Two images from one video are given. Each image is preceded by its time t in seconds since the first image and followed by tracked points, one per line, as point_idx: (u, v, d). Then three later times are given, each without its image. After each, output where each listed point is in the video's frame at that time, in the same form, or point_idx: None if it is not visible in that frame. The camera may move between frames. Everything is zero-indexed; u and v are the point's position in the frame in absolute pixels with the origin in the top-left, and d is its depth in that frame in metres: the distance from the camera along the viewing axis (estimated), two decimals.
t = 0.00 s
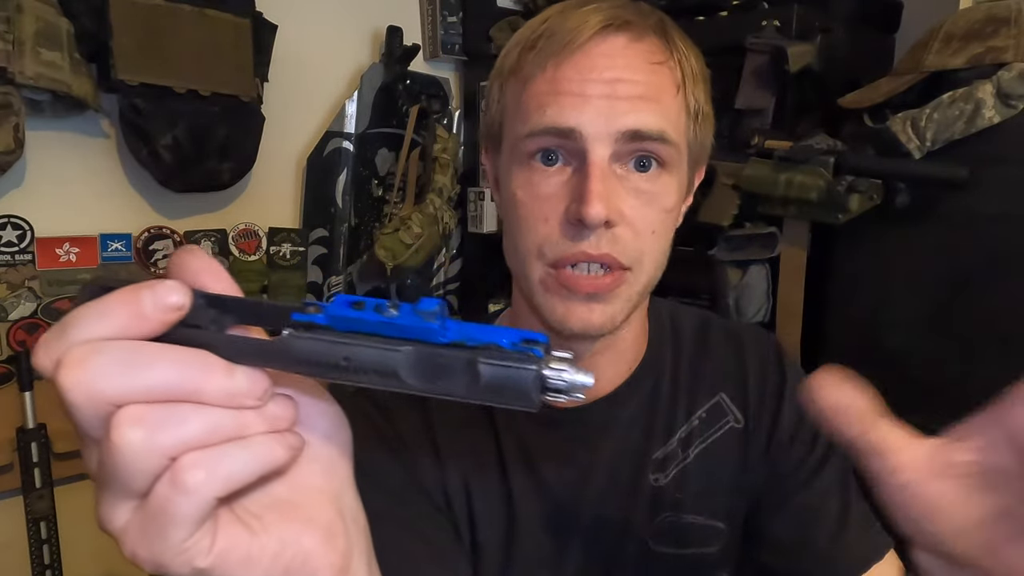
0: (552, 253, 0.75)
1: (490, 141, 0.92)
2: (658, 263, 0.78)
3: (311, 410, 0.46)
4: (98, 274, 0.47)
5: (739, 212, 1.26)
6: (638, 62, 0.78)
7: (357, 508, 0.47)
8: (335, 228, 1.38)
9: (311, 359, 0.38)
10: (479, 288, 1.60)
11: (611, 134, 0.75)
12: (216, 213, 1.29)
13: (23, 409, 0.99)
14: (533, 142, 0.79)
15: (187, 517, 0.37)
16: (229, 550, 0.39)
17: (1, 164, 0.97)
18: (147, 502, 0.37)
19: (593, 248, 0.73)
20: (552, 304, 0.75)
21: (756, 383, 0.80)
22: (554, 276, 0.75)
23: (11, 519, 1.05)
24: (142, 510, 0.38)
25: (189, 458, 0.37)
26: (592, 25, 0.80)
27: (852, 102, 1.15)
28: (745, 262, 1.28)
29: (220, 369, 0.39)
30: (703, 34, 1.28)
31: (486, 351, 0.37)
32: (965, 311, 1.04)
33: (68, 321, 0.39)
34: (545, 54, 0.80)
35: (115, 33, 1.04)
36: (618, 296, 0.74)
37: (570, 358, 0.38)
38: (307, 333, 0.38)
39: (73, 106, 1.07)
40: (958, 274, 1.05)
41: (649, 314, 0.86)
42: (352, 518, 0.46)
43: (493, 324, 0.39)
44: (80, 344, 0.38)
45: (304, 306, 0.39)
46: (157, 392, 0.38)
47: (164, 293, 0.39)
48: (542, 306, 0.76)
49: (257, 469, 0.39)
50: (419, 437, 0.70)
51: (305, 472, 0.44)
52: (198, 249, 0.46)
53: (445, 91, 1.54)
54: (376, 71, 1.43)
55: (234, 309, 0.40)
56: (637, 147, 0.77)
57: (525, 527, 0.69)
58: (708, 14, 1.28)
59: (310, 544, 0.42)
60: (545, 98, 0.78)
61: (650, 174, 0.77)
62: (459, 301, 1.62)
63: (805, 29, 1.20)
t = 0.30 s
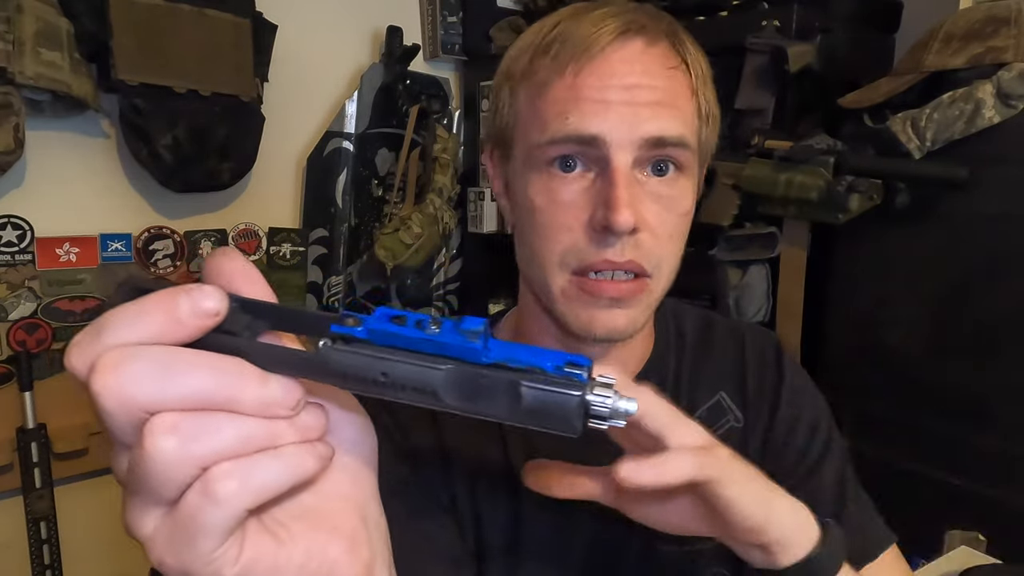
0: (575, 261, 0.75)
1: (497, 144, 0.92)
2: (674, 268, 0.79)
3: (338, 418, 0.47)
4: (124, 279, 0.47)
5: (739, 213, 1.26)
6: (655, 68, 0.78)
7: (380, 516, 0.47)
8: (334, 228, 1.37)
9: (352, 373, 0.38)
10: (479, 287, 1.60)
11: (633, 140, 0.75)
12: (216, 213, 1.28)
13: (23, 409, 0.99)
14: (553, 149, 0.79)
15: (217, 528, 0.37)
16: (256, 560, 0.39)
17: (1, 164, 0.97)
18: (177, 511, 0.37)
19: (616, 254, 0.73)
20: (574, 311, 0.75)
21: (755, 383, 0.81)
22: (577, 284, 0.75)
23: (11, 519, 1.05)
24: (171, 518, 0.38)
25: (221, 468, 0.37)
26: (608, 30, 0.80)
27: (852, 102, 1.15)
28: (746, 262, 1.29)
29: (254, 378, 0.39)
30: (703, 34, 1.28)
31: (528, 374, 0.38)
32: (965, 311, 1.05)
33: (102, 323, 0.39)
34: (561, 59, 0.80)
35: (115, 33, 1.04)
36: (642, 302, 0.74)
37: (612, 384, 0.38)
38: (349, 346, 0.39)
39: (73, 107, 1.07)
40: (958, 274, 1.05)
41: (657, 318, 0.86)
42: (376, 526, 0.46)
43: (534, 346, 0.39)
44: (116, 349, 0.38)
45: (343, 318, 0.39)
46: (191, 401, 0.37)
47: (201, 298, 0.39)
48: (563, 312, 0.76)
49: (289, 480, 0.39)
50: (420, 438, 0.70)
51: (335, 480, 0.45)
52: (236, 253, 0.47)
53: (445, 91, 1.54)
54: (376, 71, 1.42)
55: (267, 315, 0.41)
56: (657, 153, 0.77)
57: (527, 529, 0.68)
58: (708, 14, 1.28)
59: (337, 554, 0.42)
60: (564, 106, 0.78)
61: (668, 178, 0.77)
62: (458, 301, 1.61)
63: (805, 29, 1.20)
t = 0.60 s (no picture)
0: (551, 263, 0.76)
1: (490, 146, 0.92)
2: (657, 272, 0.79)
3: (320, 426, 0.47)
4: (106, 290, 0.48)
5: (739, 213, 1.26)
6: (636, 70, 0.78)
7: (370, 520, 0.47)
8: (335, 228, 1.37)
9: (330, 384, 0.38)
10: (479, 288, 1.60)
11: (609, 143, 0.75)
12: (216, 213, 1.29)
13: (23, 409, 0.99)
14: (532, 152, 0.79)
15: (197, 541, 0.37)
16: (242, 570, 0.39)
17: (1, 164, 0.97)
18: (159, 524, 0.38)
19: (590, 257, 0.74)
20: (552, 312, 0.76)
21: (754, 384, 0.81)
22: (553, 285, 0.76)
23: (11, 520, 1.05)
24: (155, 531, 0.38)
25: (200, 482, 0.37)
26: (591, 31, 0.80)
27: (851, 101, 1.15)
28: (745, 262, 1.29)
29: (232, 390, 0.38)
30: (703, 34, 1.28)
31: (508, 385, 0.37)
32: (965, 311, 1.05)
33: (80, 335, 0.39)
34: (544, 60, 0.80)
35: (115, 32, 1.04)
36: (617, 305, 0.75)
37: (596, 392, 0.37)
38: (326, 357, 0.38)
39: (73, 106, 1.07)
40: (958, 274, 1.05)
41: (649, 314, 0.88)
42: (365, 530, 0.46)
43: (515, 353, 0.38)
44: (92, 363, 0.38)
45: (320, 328, 0.39)
46: (167, 415, 0.38)
47: (177, 310, 0.39)
48: (541, 313, 0.77)
49: (269, 491, 0.39)
50: (419, 439, 0.70)
51: (319, 488, 0.45)
52: (211, 261, 0.46)
53: (445, 91, 1.54)
54: (376, 71, 1.43)
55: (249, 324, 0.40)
56: (636, 156, 0.77)
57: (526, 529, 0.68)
58: (708, 14, 1.28)
59: (323, 560, 0.43)
60: (544, 108, 0.78)
61: (648, 182, 0.77)
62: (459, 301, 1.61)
63: (805, 29, 1.20)
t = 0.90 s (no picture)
0: (553, 263, 0.76)
1: (487, 147, 0.92)
2: (660, 266, 0.79)
3: (333, 426, 0.47)
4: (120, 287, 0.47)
5: (739, 213, 1.26)
6: (634, 68, 0.78)
7: (378, 522, 0.48)
8: (334, 228, 1.38)
9: (340, 383, 0.38)
10: (479, 287, 1.60)
11: (610, 142, 0.75)
12: (216, 212, 1.28)
13: (23, 409, 0.99)
14: (532, 151, 0.79)
15: (205, 533, 0.37)
16: (249, 565, 0.39)
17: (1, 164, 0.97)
18: (167, 517, 0.37)
19: (593, 256, 0.73)
20: (554, 308, 0.76)
21: (752, 382, 0.82)
22: (556, 284, 0.76)
23: (11, 519, 1.05)
24: (162, 523, 0.38)
25: (210, 475, 0.37)
26: (587, 31, 0.80)
27: (852, 102, 1.15)
28: (745, 262, 1.29)
29: (244, 386, 0.39)
30: (703, 34, 1.28)
31: (518, 391, 0.37)
32: (965, 311, 1.05)
33: (96, 327, 0.40)
34: (541, 60, 0.80)
35: (115, 33, 1.04)
36: (622, 299, 0.75)
37: (604, 401, 0.37)
38: (337, 356, 0.38)
39: (73, 106, 1.07)
40: (958, 275, 1.05)
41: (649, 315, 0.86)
42: (374, 532, 0.47)
43: (526, 359, 0.39)
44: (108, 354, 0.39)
45: (332, 327, 0.39)
46: (179, 408, 0.38)
47: (194, 304, 0.39)
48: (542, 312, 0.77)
49: (279, 486, 0.39)
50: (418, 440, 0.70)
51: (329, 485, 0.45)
52: (232, 256, 0.47)
53: (445, 91, 1.54)
54: (376, 71, 1.43)
55: (262, 320, 0.41)
56: (636, 154, 0.77)
57: (526, 529, 0.69)
58: (708, 14, 1.27)
59: (332, 560, 0.42)
60: (542, 107, 0.78)
61: (649, 180, 0.77)
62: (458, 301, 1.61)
63: (805, 29, 1.20)
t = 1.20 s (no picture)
0: (557, 265, 0.75)
1: (485, 147, 0.92)
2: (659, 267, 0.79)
3: (320, 408, 0.48)
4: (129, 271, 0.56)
5: (739, 213, 1.26)
6: (638, 71, 0.78)
7: (368, 505, 0.48)
8: (334, 228, 1.38)
9: (313, 354, 0.39)
10: (478, 287, 1.60)
11: (614, 143, 0.75)
12: (216, 212, 1.28)
13: (23, 409, 0.98)
14: (535, 152, 0.79)
15: (188, 499, 0.37)
16: (233, 537, 0.39)
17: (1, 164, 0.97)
18: (154, 485, 0.39)
19: (599, 257, 0.73)
20: (558, 312, 0.74)
21: (748, 380, 0.81)
22: (559, 287, 0.75)
23: (12, 519, 1.05)
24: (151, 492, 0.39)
25: (194, 444, 0.38)
26: (590, 34, 0.80)
27: (851, 101, 1.15)
28: (745, 262, 1.29)
29: (227, 361, 0.39)
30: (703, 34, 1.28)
31: (477, 357, 0.37)
32: (965, 311, 1.05)
33: (92, 308, 0.42)
34: (545, 61, 0.80)
35: (115, 32, 1.04)
36: (623, 303, 0.74)
37: (564, 367, 0.37)
38: (311, 329, 0.40)
39: (73, 106, 1.07)
40: (958, 275, 1.05)
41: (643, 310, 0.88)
42: (363, 515, 0.47)
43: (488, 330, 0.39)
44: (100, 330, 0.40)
45: (308, 303, 0.40)
46: (165, 379, 0.39)
47: (182, 285, 0.41)
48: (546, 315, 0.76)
49: (260, 457, 0.39)
50: (417, 440, 0.70)
51: (315, 464, 0.46)
52: (222, 243, 0.48)
53: (445, 91, 1.54)
54: (376, 71, 1.43)
55: (251, 303, 0.42)
56: (639, 155, 0.77)
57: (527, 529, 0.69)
58: (708, 14, 1.27)
59: (316, 537, 0.43)
60: (546, 109, 0.78)
61: (651, 181, 0.77)
62: (458, 301, 1.61)
63: (805, 29, 1.20)
